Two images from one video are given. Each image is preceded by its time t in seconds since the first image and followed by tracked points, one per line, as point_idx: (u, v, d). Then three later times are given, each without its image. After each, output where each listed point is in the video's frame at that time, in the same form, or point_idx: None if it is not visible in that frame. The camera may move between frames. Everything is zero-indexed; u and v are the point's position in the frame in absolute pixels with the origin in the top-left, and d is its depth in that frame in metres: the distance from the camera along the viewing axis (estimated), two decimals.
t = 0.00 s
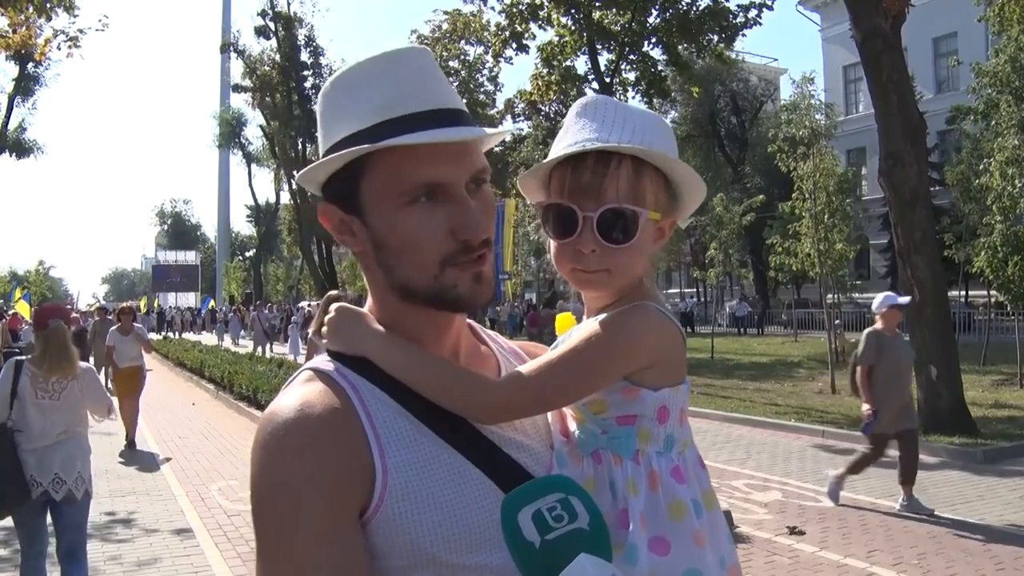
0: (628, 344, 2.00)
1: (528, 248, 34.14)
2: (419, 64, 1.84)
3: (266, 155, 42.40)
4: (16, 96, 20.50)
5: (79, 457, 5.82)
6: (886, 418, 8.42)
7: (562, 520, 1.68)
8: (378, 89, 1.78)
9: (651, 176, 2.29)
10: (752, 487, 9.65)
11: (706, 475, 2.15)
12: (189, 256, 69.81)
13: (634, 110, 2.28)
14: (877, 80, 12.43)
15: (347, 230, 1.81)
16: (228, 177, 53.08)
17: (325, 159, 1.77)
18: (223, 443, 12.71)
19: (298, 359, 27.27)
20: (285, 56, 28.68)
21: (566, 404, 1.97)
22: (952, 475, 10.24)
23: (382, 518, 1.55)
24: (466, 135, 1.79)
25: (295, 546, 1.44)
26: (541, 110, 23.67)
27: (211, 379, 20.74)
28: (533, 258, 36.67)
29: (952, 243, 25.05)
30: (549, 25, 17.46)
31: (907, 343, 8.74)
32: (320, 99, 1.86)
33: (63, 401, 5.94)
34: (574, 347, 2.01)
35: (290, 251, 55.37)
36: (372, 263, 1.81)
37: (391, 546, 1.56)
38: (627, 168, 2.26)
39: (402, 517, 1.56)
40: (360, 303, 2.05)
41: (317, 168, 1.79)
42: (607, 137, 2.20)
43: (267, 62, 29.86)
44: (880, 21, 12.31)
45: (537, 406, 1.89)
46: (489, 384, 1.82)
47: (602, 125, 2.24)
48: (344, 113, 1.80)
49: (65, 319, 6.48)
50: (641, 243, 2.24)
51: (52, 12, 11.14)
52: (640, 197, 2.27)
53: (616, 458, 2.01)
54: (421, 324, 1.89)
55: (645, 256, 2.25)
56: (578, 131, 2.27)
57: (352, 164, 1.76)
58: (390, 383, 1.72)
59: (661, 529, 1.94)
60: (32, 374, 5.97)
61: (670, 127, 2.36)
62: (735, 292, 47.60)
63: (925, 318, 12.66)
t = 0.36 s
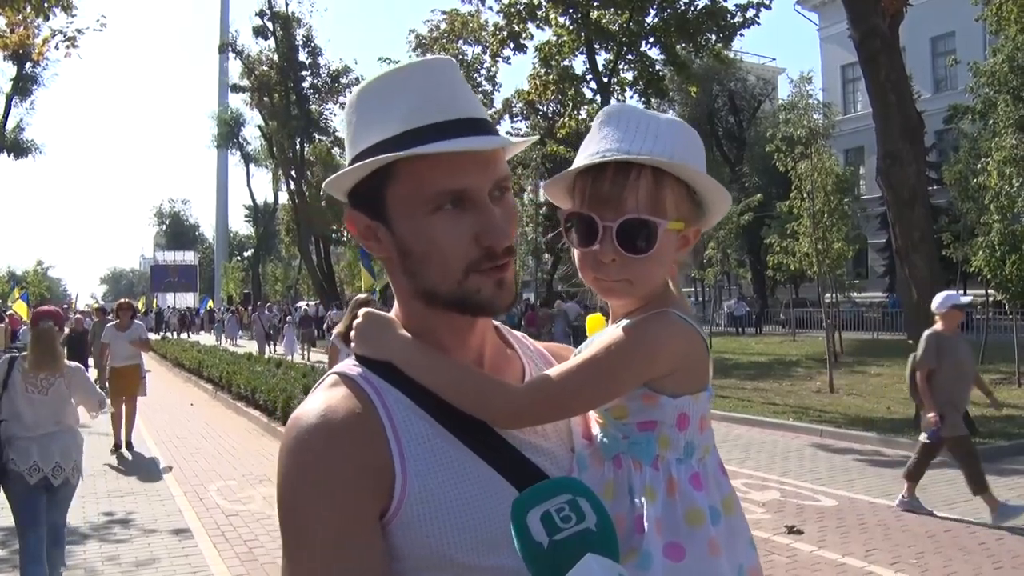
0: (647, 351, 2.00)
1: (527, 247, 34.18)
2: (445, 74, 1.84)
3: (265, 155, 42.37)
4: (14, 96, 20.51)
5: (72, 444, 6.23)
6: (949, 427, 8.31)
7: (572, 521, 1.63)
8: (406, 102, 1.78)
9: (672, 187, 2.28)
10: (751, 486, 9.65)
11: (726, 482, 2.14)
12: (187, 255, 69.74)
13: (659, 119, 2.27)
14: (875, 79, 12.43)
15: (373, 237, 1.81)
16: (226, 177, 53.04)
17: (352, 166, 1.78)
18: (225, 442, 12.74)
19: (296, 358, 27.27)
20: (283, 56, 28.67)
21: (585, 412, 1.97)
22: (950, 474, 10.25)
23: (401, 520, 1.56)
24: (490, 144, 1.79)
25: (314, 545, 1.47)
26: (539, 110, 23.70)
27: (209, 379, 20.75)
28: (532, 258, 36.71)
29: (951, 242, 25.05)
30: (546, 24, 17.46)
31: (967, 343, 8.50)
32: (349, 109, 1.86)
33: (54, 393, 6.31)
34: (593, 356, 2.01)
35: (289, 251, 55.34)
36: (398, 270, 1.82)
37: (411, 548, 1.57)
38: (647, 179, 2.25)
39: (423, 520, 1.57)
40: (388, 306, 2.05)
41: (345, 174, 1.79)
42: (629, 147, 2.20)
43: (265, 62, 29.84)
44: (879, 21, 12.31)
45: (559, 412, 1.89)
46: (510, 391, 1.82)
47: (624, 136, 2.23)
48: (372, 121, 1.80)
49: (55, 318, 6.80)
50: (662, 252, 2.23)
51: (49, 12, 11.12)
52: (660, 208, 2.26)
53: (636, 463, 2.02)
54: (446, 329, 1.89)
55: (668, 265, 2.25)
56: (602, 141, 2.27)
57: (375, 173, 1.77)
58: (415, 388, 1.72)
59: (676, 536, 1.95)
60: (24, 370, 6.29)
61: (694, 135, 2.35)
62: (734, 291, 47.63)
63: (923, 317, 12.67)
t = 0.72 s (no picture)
0: (648, 351, 1.99)
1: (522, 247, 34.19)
2: (452, 78, 1.83)
3: (260, 155, 42.35)
4: (8, 96, 20.46)
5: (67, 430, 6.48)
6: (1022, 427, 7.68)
7: (571, 524, 1.62)
8: (409, 109, 1.79)
9: (676, 184, 2.27)
10: (747, 485, 9.67)
11: (729, 481, 2.14)
12: (182, 255, 69.60)
13: (663, 118, 2.26)
14: (871, 79, 12.44)
15: (383, 236, 1.84)
16: (222, 177, 52.97)
17: (358, 169, 1.79)
18: (219, 442, 12.73)
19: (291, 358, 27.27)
20: (279, 56, 28.60)
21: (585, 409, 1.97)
22: (945, 473, 10.27)
23: (402, 511, 1.59)
24: (494, 153, 1.78)
25: (319, 537, 1.51)
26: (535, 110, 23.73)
27: (204, 379, 20.71)
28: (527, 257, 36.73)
29: (946, 242, 25.04)
30: (542, 24, 17.46)
31: None
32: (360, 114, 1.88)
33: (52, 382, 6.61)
34: (594, 353, 2.01)
35: (285, 251, 55.27)
36: (403, 269, 1.84)
37: (413, 540, 1.59)
38: (649, 177, 2.24)
39: (426, 512, 1.59)
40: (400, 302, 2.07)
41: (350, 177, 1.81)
42: (631, 148, 2.20)
43: (261, 61, 29.79)
44: (874, 22, 12.34)
45: (561, 410, 1.89)
46: (515, 388, 1.82)
47: (626, 136, 2.23)
48: (378, 126, 1.81)
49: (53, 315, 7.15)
50: (664, 250, 2.22)
51: (45, 11, 11.11)
52: (662, 206, 2.25)
53: (637, 460, 2.03)
54: (451, 329, 1.89)
55: (671, 263, 2.24)
56: (606, 140, 2.27)
57: (381, 174, 1.79)
58: (419, 385, 1.73)
59: (674, 534, 1.95)
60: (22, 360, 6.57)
61: (701, 134, 2.33)
62: (729, 291, 47.67)
63: (919, 316, 12.70)
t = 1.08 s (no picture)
0: (636, 349, 2.00)
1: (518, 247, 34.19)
2: (443, 76, 1.84)
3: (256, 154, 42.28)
4: (3, 93, 20.40)
5: (51, 424, 6.99)
6: None
7: (561, 518, 1.66)
8: (405, 107, 1.79)
9: (666, 185, 2.27)
10: (742, 485, 9.67)
11: (716, 481, 2.13)
12: (177, 255, 69.48)
13: (654, 119, 2.26)
14: (866, 80, 12.46)
15: (372, 236, 1.84)
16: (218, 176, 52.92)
17: (349, 167, 1.80)
18: (214, 441, 12.74)
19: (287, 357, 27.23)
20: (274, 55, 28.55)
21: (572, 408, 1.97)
22: (940, 474, 10.29)
23: (386, 511, 1.61)
24: (484, 151, 1.78)
25: (309, 537, 1.53)
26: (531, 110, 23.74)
27: (199, 378, 20.67)
28: (523, 257, 36.72)
29: (940, 243, 25.09)
30: (538, 24, 17.46)
31: None
32: (353, 113, 1.89)
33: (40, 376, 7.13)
34: (581, 351, 2.02)
35: (281, 251, 55.21)
36: (392, 266, 1.84)
37: (397, 540, 1.61)
38: (639, 178, 2.24)
39: (410, 511, 1.61)
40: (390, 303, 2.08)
41: (341, 176, 1.82)
42: (622, 149, 2.20)
43: (257, 60, 29.75)
44: (870, 22, 12.36)
45: (550, 407, 1.89)
46: (503, 386, 1.83)
47: (618, 136, 2.23)
48: (373, 123, 1.81)
49: (46, 308, 7.70)
50: (655, 251, 2.22)
51: (40, 9, 11.09)
52: (653, 208, 2.25)
53: (624, 460, 2.04)
54: (440, 330, 1.90)
55: (660, 264, 2.24)
56: (596, 141, 2.28)
57: (371, 173, 1.80)
58: (407, 383, 1.74)
59: (659, 532, 1.94)
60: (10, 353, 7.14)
61: (691, 136, 2.33)
62: (724, 292, 47.72)
63: (914, 316, 12.73)
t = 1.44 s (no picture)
0: (598, 345, 2.02)
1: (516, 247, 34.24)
2: (398, 75, 1.80)
3: (253, 153, 42.25)
4: None
5: (48, 415, 7.46)
6: None
7: (549, 524, 1.69)
8: (359, 104, 1.76)
9: (631, 184, 2.28)
10: (738, 486, 9.67)
11: (680, 472, 2.14)
12: (174, 254, 69.39)
13: (621, 119, 2.27)
14: (863, 81, 12.46)
15: (325, 233, 1.80)
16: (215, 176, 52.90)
17: (300, 165, 1.75)
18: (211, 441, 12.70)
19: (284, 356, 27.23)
20: (272, 54, 28.54)
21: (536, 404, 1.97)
22: (937, 475, 10.29)
23: (347, 513, 1.55)
24: (434, 150, 1.74)
25: (267, 541, 1.47)
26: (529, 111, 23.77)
27: (196, 377, 20.64)
28: (520, 258, 36.75)
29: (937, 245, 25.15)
30: (536, 25, 17.48)
31: None
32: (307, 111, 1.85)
33: (34, 373, 7.65)
34: (544, 349, 2.00)
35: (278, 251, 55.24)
36: (347, 265, 1.79)
37: (359, 541, 1.56)
38: (606, 178, 2.25)
39: (374, 511, 1.56)
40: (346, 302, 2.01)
41: (293, 173, 1.77)
42: (587, 151, 2.19)
43: (254, 60, 29.70)
44: (867, 24, 12.37)
45: (511, 405, 1.89)
46: (464, 385, 1.80)
47: (587, 136, 2.23)
48: (327, 123, 1.78)
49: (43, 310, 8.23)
50: (619, 251, 2.23)
51: (37, 8, 11.05)
52: (619, 207, 2.26)
53: (588, 452, 2.03)
54: (398, 328, 1.85)
55: (625, 263, 2.25)
56: (560, 140, 2.26)
57: (325, 170, 1.75)
58: (365, 381, 1.69)
59: (629, 523, 1.95)
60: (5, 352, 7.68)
61: (654, 137, 2.36)
62: (722, 293, 47.76)
63: (911, 318, 12.73)
